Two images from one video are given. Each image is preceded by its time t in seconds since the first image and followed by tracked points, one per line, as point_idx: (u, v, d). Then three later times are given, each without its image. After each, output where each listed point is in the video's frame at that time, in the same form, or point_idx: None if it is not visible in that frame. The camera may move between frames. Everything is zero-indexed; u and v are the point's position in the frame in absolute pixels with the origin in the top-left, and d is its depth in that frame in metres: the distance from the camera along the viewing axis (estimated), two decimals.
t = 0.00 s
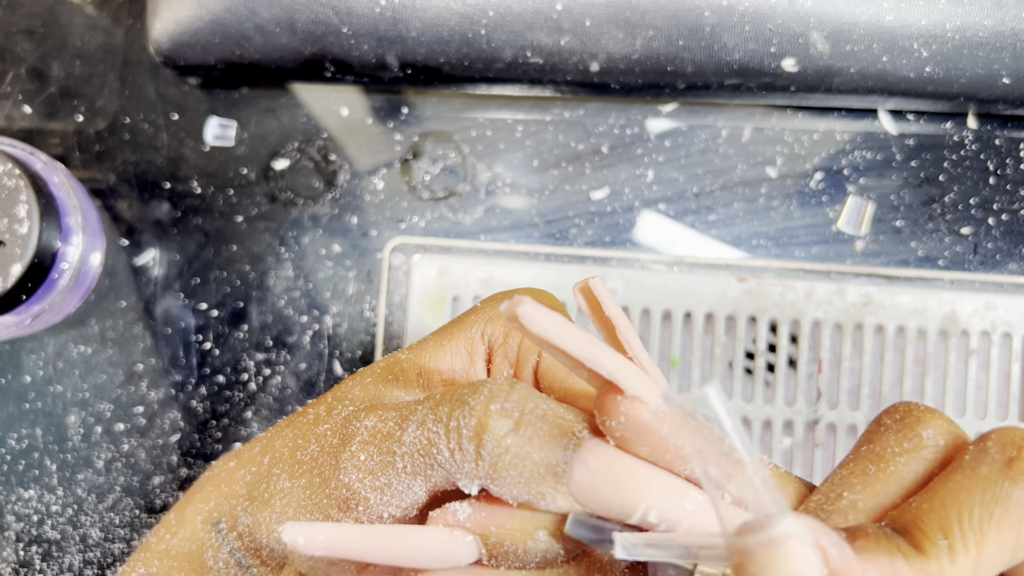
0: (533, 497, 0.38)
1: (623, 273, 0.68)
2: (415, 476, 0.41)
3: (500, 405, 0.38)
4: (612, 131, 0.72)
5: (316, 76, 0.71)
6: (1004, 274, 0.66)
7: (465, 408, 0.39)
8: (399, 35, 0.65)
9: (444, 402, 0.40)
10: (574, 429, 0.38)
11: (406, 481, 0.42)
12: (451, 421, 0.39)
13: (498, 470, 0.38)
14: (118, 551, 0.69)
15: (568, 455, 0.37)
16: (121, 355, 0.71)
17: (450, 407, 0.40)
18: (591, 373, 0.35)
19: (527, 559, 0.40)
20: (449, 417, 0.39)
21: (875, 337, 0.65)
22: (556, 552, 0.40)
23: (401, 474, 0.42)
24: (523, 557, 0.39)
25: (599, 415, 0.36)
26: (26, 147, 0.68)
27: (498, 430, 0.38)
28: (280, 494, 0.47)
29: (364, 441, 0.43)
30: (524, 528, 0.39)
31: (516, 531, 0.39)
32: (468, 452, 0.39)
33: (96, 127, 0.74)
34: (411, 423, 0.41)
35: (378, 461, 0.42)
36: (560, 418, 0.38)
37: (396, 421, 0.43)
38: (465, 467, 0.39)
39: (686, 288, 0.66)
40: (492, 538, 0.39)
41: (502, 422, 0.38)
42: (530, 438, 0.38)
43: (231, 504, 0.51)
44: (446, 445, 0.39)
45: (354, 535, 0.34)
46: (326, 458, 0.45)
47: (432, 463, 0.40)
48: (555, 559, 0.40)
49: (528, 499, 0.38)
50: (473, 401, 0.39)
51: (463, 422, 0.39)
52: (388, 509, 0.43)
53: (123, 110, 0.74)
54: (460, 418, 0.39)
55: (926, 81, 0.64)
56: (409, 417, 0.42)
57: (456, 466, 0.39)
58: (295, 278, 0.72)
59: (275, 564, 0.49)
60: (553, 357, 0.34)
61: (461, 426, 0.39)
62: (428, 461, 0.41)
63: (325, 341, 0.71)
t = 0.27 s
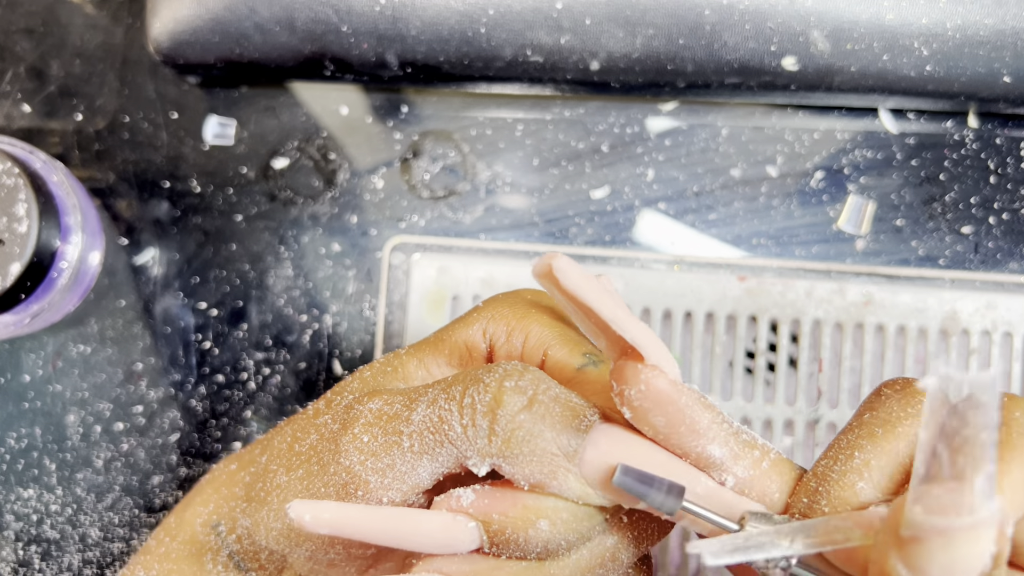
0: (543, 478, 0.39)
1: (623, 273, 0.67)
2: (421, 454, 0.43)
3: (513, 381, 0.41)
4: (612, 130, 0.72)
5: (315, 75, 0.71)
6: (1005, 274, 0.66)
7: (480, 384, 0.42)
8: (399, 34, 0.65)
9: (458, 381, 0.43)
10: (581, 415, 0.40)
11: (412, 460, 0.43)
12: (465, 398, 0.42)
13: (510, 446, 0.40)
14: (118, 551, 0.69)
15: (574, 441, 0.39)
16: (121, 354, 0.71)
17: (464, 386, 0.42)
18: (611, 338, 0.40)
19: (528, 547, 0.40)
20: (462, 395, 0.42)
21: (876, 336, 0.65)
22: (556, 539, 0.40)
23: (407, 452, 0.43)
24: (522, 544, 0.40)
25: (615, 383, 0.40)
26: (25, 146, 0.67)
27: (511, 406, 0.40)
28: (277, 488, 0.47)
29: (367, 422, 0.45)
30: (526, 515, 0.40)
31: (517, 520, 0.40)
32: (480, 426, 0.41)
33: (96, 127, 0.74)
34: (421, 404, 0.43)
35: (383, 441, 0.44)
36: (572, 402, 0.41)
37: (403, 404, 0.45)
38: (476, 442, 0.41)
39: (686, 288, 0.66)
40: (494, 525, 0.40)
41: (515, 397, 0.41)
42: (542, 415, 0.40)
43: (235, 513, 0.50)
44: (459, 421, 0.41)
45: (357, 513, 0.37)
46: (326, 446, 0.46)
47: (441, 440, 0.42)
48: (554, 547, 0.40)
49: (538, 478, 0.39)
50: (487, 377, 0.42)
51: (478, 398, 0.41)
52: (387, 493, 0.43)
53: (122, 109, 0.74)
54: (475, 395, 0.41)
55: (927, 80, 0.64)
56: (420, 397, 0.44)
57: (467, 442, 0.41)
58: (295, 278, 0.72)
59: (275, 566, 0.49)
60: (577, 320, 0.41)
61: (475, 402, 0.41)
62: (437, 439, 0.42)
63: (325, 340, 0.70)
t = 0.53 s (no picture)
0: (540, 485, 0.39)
1: (624, 273, 0.67)
2: (418, 462, 0.42)
3: (509, 389, 0.40)
4: (612, 130, 0.72)
5: (315, 76, 0.70)
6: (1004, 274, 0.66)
7: (475, 392, 0.41)
8: (399, 35, 0.65)
9: (453, 388, 0.42)
10: (577, 421, 0.40)
11: (409, 467, 0.43)
12: (460, 407, 0.41)
13: (507, 453, 0.39)
14: (118, 552, 0.69)
15: (573, 447, 0.39)
16: (121, 355, 0.71)
17: (459, 393, 0.41)
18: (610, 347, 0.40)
19: (523, 551, 0.40)
20: (457, 403, 0.41)
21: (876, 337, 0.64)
22: (552, 544, 0.40)
23: (403, 460, 0.42)
24: (518, 548, 0.40)
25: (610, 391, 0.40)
26: (25, 146, 0.67)
27: (507, 413, 0.40)
28: (272, 494, 0.47)
29: (361, 430, 0.44)
30: (522, 520, 0.40)
31: (512, 524, 0.40)
32: (477, 435, 0.40)
33: (96, 127, 0.74)
34: (416, 412, 0.43)
35: (378, 450, 0.43)
36: (568, 407, 0.40)
37: (398, 411, 0.44)
38: (471, 449, 0.40)
39: (686, 288, 0.66)
40: (490, 530, 0.40)
41: (511, 404, 0.40)
42: (538, 424, 0.39)
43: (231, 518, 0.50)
44: (455, 429, 0.41)
45: (351, 517, 0.37)
46: (320, 454, 0.45)
47: (437, 449, 0.42)
48: (549, 550, 0.40)
49: (534, 485, 0.39)
50: (483, 386, 0.41)
51: (473, 406, 0.41)
52: (384, 501, 0.43)
53: (122, 110, 0.74)
54: (471, 403, 0.41)
55: (927, 80, 0.64)
56: (414, 404, 0.43)
57: (463, 450, 0.41)
58: (295, 278, 0.72)
59: (269, 569, 0.49)
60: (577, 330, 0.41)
61: (471, 410, 0.41)
62: (433, 447, 0.42)
63: (325, 341, 0.70)
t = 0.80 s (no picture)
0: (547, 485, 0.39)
1: (623, 273, 0.67)
2: (423, 467, 0.42)
3: (512, 391, 0.40)
4: (612, 130, 0.72)
5: (315, 76, 0.70)
6: (1004, 274, 0.66)
7: (479, 395, 0.41)
8: (399, 34, 0.65)
9: (456, 391, 0.42)
10: (581, 421, 0.39)
11: (415, 472, 0.42)
12: (464, 410, 0.41)
13: (512, 455, 0.39)
14: (118, 551, 0.69)
15: (578, 446, 0.38)
16: (121, 354, 0.71)
17: (463, 397, 0.41)
18: (619, 349, 0.41)
19: (533, 552, 0.40)
20: (462, 406, 0.41)
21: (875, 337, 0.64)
22: (561, 545, 0.40)
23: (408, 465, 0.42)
24: (528, 548, 0.40)
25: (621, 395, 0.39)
26: (25, 146, 0.67)
27: (511, 414, 0.39)
28: (279, 501, 0.47)
29: (367, 436, 0.44)
30: (529, 520, 0.40)
31: (521, 524, 0.40)
32: (482, 437, 0.40)
33: (96, 127, 0.74)
34: (421, 416, 0.43)
35: (383, 455, 0.43)
36: (572, 407, 0.40)
37: (403, 417, 0.44)
38: (477, 453, 0.40)
39: (686, 288, 0.66)
40: (498, 529, 0.40)
41: (514, 406, 0.40)
42: (542, 424, 0.39)
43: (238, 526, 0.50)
44: (460, 433, 0.41)
45: (359, 521, 0.37)
46: (326, 461, 0.45)
47: (443, 453, 0.41)
48: (558, 552, 0.40)
49: (540, 486, 0.39)
50: (486, 388, 0.41)
51: (477, 409, 0.40)
52: (391, 507, 0.43)
53: (122, 109, 0.74)
54: (474, 406, 0.41)
55: (927, 80, 0.64)
56: (418, 410, 0.43)
57: (469, 454, 0.41)
58: (295, 278, 0.72)
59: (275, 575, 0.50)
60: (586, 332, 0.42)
61: (475, 414, 0.40)
62: (438, 452, 0.41)
63: (325, 340, 0.70)
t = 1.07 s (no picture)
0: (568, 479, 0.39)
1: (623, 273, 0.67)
2: (434, 463, 0.42)
3: (523, 386, 0.41)
4: (612, 130, 0.72)
5: (315, 76, 0.70)
6: (1005, 274, 0.66)
7: (490, 391, 0.41)
8: (399, 34, 0.65)
9: (466, 388, 0.42)
10: (591, 415, 0.40)
11: (426, 469, 0.42)
12: (475, 406, 0.41)
13: (524, 450, 0.40)
14: (118, 551, 0.69)
15: (589, 439, 0.39)
16: (121, 355, 0.71)
17: (473, 393, 0.42)
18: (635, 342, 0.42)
19: (545, 545, 0.40)
20: (471, 402, 0.41)
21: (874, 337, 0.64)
22: (572, 538, 0.40)
23: (419, 461, 0.42)
24: (540, 542, 0.40)
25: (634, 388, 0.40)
26: (25, 146, 0.67)
27: (522, 409, 0.40)
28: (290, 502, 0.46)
29: (377, 432, 0.44)
30: (541, 513, 0.40)
31: (533, 516, 0.40)
32: (493, 431, 0.40)
33: (95, 127, 0.74)
34: (432, 413, 0.43)
35: (394, 452, 0.43)
36: (582, 401, 0.41)
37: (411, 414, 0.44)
38: (488, 448, 0.41)
39: (686, 288, 0.66)
40: (510, 522, 0.40)
41: (525, 402, 0.40)
42: (554, 418, 0.40)
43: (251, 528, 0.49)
44: (472, 428, 0.41)
45: (369, 514, 0.38)
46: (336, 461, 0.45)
47: (454, 448, 0.41)
48: (571, 545, 0.40)
49: (551, 479, 0.39)
50: (497, 384, 0.41)
51: (488, 405, 0.41)
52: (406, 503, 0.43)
53: (122, 109, 0.74)
54: (486, 402, 0.41)
55: (927, 80, 0.64)
56: (427, 407, 0.43)
57: (481, 449, 0.41)
58: (295, 278, 0.72)
59: None
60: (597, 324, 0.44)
61: (486, 410, 0.41)
62: (450, 447, 0.42)
63: (325, 341, 0.70)
